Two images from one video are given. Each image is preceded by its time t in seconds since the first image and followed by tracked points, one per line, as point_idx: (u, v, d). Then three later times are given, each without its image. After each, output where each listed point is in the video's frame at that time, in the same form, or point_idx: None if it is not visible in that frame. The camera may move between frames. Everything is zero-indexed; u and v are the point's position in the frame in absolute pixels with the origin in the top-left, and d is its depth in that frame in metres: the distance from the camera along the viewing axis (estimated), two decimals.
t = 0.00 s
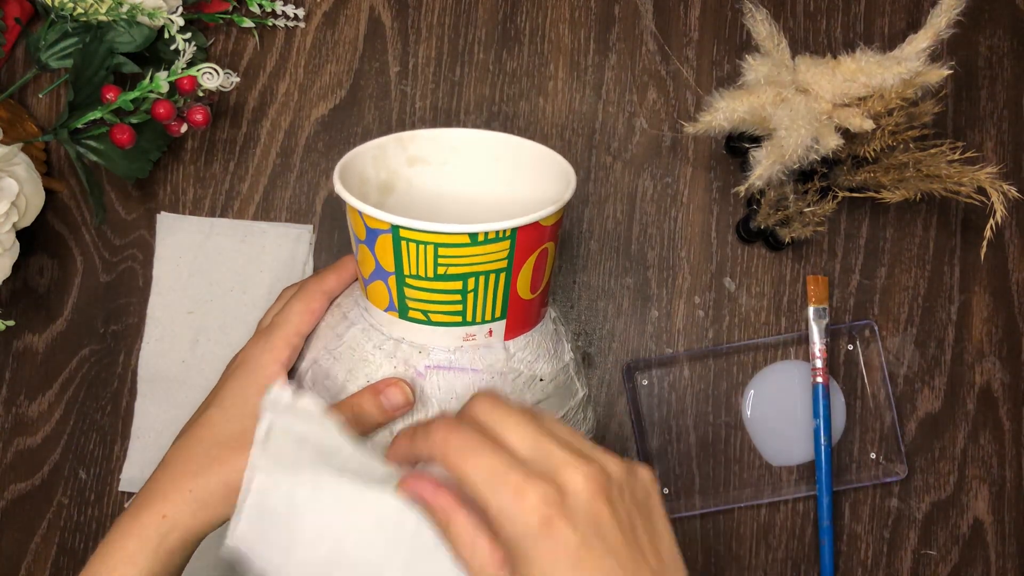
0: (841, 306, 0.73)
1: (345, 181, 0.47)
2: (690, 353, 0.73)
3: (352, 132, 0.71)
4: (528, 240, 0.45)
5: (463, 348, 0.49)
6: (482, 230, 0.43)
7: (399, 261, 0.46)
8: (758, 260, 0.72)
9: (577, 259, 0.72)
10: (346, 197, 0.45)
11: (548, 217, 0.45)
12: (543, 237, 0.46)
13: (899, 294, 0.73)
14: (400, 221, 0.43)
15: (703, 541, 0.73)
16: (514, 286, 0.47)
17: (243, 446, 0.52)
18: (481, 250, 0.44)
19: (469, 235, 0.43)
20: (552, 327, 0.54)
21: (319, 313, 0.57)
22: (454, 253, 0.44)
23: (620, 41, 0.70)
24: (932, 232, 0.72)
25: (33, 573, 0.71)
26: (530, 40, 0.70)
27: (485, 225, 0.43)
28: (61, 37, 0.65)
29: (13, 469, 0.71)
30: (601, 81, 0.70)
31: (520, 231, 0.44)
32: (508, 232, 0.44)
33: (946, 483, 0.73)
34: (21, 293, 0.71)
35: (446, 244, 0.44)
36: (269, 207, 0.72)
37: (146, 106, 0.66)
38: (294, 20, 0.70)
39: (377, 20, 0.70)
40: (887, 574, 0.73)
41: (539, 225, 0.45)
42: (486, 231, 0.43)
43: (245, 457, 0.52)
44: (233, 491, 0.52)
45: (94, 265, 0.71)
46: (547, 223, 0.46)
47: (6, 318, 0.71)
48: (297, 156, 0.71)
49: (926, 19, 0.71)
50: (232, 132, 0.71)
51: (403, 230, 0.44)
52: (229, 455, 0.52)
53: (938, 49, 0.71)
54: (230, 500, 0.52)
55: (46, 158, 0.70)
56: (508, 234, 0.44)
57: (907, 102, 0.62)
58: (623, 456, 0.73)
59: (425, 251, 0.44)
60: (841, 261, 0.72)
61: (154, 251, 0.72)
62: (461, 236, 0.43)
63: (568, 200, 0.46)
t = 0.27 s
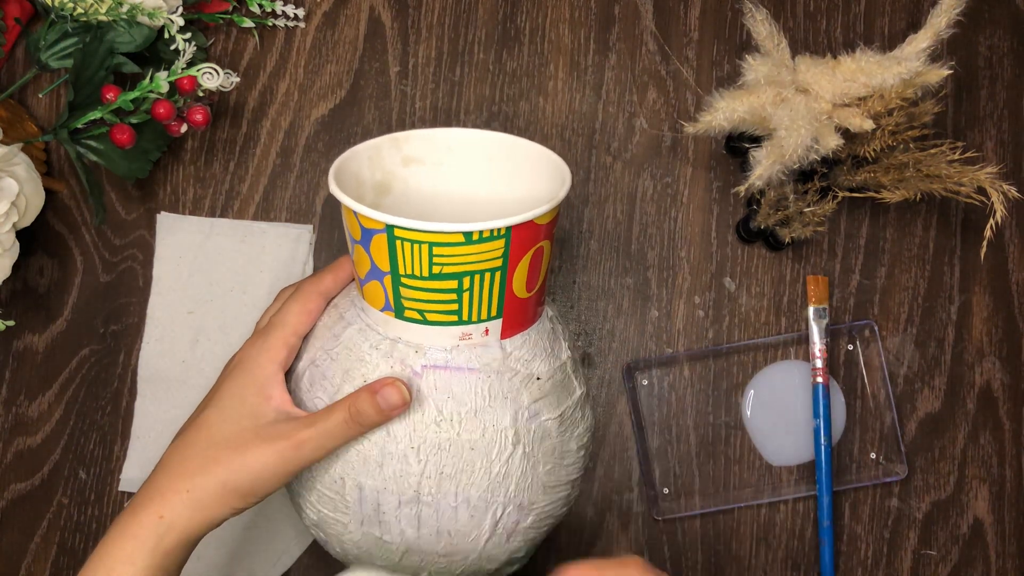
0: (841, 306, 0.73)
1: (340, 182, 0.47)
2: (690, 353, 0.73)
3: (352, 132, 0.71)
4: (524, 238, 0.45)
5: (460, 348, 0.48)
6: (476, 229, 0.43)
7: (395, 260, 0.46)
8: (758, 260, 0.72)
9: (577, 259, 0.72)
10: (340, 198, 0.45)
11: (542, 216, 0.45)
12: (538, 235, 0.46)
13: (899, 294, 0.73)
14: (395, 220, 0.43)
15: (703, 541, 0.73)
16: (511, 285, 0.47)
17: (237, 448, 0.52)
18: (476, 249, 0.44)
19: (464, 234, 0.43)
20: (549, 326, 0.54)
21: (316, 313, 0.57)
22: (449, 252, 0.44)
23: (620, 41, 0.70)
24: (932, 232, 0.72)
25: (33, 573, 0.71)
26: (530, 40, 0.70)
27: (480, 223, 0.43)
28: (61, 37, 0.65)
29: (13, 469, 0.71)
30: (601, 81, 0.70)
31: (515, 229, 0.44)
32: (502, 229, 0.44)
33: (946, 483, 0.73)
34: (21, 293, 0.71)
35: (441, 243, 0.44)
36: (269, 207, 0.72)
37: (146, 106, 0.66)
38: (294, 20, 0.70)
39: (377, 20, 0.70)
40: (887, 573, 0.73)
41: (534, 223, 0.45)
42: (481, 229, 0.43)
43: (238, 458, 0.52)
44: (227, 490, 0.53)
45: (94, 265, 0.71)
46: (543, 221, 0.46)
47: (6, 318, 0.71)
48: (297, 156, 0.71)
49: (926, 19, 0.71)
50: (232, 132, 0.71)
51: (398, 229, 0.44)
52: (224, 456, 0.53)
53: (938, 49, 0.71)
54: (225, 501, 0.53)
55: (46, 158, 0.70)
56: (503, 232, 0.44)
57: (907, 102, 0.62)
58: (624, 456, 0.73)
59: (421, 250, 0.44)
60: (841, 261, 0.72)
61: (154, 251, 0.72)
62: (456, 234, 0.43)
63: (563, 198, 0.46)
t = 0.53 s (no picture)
0: (841, 306, 0.73)
1: (344, 181, 0.47)
2: (690, 353, 0.73)
3: (352, 132, 0.71)
4: (528, 238, 0.46)
5: (463, 348, 0.48)
6: (482, 229, 0.43)
7: (399, 260, 0.46)
8: (758, 259, 0.72)
9: (577, 259, 0.72)
10: (345, 196, 0.45)
11: (548, 216, 0.45)
12: (543, 236, 0.46)
13: (899, 294, 0.73)
14: (401, 220, 0.43)
15: (703, 541, 0.73)
16: (515, 284, 0.47)
17: (240, 448, 0.52)
18: (481, 249, 0.44)
19: (470, 234, 0.43)
20: (552, 327, 0.54)
21: (319, 313, 0.57)
22: (454, 252, 0.44)
23: (620, 41, 0.70)
24: (932, 232, 0.72)
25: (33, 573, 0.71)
26: (530, 40, 0.70)
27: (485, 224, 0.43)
28: (61, 37, 0.65)
29: (13, 469, 0.71)
30: (601, 81, 0.70)
31: (520, 230, 0.45)
32: (508, 229, 0.44)
33: (946, 483, 0.73)
34: (21, 293, 0.71)
35: (446, 243, 0.44)
36: (269, 207, 0.72)
37: (146, 106, 0.66)
38: (294, 20, 0.70)
39: (377, 20, 0.70)
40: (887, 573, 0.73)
41: (539, 224, 0.45)
42: (487, 230, 0.43)
43: (240, 458, 0.52)
44: (229, 491, 0.53)
45: (94, 265, 0.71)
46: (547, 221, 0.46)
47: (6, 318, 0.71)
48: (297, 156, 0.71)
49: (926, 19, 0.71)
50: (232, 132, 0.71)
51: (403, 229, 0.44)
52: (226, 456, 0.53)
53: (938, 49, 0.71)
54: (228, 500, 0.53)
55: (46, 158, 0.70)
56: (508, 233, 0.44)
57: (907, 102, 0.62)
58: (623, 455, 0.73)
59: (425, 250, 0.44)
60: (841, 261, 0.72)
61: (154, 251, 0.72)
62: (461, 235, 0.43)
63: (568, 199, 0.46)
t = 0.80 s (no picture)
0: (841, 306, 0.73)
1: (339, 183, 0.47)
2: (690, 353, 0.73)
3: (352, 131, 0.71)
4: (524, 238, 0.45)
5: (461, 348, 0.48)
6: (476, 229, 0.43)
7: (394, 261, 0.45)
8: (758, 259, 0.72)
9: (577, 259, 0.72)
10: (340, 199, 0.45)
11: (543, 215, 0.45)
12: (539, 235, 0.46)
13: (899, 294, 0.73)
14: (395, 221, 0.43)
15: (703, 541, 0.73)
16: (512, 285, 0.47)
17: (238, 450, 0.52)
18: (476, 249, 0.44)
19: (464, 235, 0.43)
20: (550, 326, 0.54)
21: (316, 315, 0.57)
22: (449, 252, 0.44)
23: (620, 41, 0.70)
24: (932, 232, 0.72)
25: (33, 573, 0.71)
26: (530, 40, 0.70)
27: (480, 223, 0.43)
28: (61, 36, 0.65)
29: (13, 469, 0.71)
30: (601, 81, 0.70)
31: (515, 229, 0.44)
32: (503, 229, 0.44)
33: (946, 483, 0.73)
34: (21, 293, 0.71)
35: (441, 244, 0.44)
36: (269, 207, 0.72)
37: (146, 106, 0.66)
38: (294, 20, 0.70)
39: (377, 20, 0.70)
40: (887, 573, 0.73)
41: (534, 223, 0.45)
42: (480, 230, 0.43)
43: (238, 460, 0.52)
44: (229, 493, 0.53)
45: (94, 265, 0.71)
46: (543, 221, 0.46)
47: (6, 318, 0.71)
48: (297, 156, 0.71)
49: (926, 19, 0.71)
50: (232, 132, 0.71)
51: (398, 230, 0.44)
52: (225, 459, 0.53)
53: (938, 49, 0.71)
54: (226, 501, 0.53)
55: (46, 158, 0.70)
56: (503, 233, 0.44)
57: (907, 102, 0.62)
58: (623, 455, 0.73)
59: (420, 250, 0.44)
60: (841, 261, 0.72)
61: (154, 251, 0.72)
62: (456, 235, 0.43)
63: (563, 198, 0.46)
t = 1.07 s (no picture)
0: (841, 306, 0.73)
1: (336, 180, 0.48)
2: (690, 353, 0.72)
3: (352, 132, 0.71)
4: (519, 233, 0.45)
5: (455, 344, 0.48)
6: (471, 223, 0.43)
7: (389, 255, 0.46)
8: (758, 259, 0.72)
9: (577, 258, 0.72)
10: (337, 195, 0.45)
11: (537, 210, 0.45)
12: (534, 230, 0.46)
13: (899, 294, 0.73)
14: (390, 216, 0.43)
15: (703, 541, 0.73)
16: (506, 280, 0.47)
17: (230, 446, 0.52)
18: (471, 244, 0.44)
19: (458, 229, 0.43)
20: (546, 323, 0.54)
21: (306, 313, 0.58)
22: (444, 247, 0.44)
23: (620, 41, 0.70)
24: (932, 232, 0.72)
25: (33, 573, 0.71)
26: (530, 40, 0.70)
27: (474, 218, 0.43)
28: (61, 36, 0.65)
29: (13, 469, 0.71)
30: (600, 81, 0.70)
31: (510, 224, 0.44)
32: (497, 224, 0.44)
33: (946, 483, 0.73)
34: (21, 293, 0.71)
35: (435, 238, 0.44)
36: (269, 207, 0.72)
37: (146, 107, 0.66)
38: (294, 20, 0.70)
39: (377, 20, 0.70)
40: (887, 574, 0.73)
41: (529, 219, 0.45)
42: (475, 225, 0.43)
43: (230, 457, 0.52)
44: (222, 490, 0.52)
45: (94, 265, 0.71)
46: (538, 215, 0.46)
47: (6, 318, 0.71)
48: (297, 156, 0.71)
49: (926, 19, 0.71)
50: (232, 132, 0.71)
51: (393, 225, 0.44)
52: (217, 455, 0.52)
53: (938, 49, 0.71)
54: (218, 498, 0.53)
55: (46, 158, 0.70)
56: (497, 228, 0.44)
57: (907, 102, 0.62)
58: (623, 455, 0.73)
59: (415, 245, 0.44)
60: (841, 261, 0.72)
61: (154, 251, 0.72)
62: (450, 229, 0.43)
63: (558, 194, 0.46)
